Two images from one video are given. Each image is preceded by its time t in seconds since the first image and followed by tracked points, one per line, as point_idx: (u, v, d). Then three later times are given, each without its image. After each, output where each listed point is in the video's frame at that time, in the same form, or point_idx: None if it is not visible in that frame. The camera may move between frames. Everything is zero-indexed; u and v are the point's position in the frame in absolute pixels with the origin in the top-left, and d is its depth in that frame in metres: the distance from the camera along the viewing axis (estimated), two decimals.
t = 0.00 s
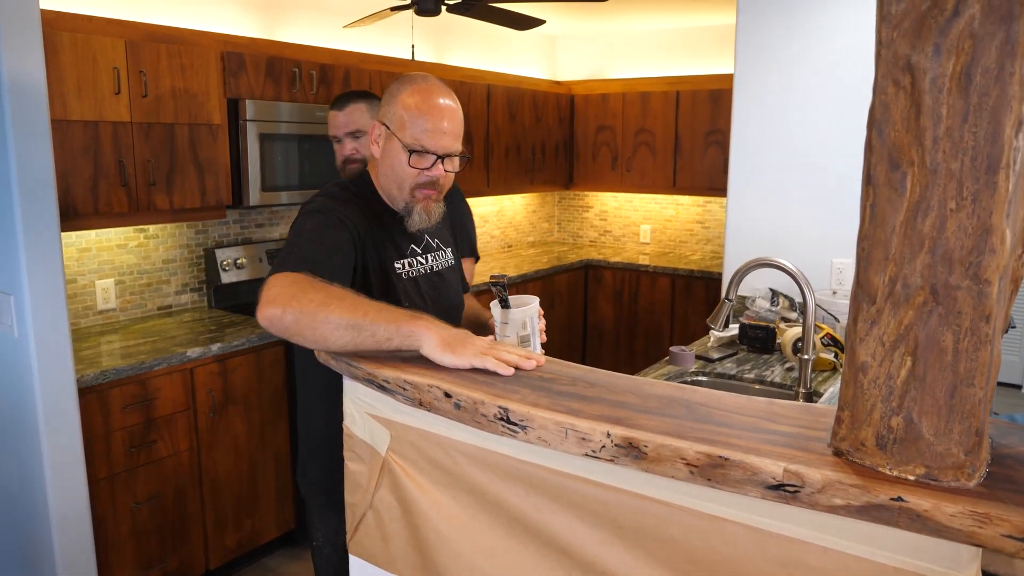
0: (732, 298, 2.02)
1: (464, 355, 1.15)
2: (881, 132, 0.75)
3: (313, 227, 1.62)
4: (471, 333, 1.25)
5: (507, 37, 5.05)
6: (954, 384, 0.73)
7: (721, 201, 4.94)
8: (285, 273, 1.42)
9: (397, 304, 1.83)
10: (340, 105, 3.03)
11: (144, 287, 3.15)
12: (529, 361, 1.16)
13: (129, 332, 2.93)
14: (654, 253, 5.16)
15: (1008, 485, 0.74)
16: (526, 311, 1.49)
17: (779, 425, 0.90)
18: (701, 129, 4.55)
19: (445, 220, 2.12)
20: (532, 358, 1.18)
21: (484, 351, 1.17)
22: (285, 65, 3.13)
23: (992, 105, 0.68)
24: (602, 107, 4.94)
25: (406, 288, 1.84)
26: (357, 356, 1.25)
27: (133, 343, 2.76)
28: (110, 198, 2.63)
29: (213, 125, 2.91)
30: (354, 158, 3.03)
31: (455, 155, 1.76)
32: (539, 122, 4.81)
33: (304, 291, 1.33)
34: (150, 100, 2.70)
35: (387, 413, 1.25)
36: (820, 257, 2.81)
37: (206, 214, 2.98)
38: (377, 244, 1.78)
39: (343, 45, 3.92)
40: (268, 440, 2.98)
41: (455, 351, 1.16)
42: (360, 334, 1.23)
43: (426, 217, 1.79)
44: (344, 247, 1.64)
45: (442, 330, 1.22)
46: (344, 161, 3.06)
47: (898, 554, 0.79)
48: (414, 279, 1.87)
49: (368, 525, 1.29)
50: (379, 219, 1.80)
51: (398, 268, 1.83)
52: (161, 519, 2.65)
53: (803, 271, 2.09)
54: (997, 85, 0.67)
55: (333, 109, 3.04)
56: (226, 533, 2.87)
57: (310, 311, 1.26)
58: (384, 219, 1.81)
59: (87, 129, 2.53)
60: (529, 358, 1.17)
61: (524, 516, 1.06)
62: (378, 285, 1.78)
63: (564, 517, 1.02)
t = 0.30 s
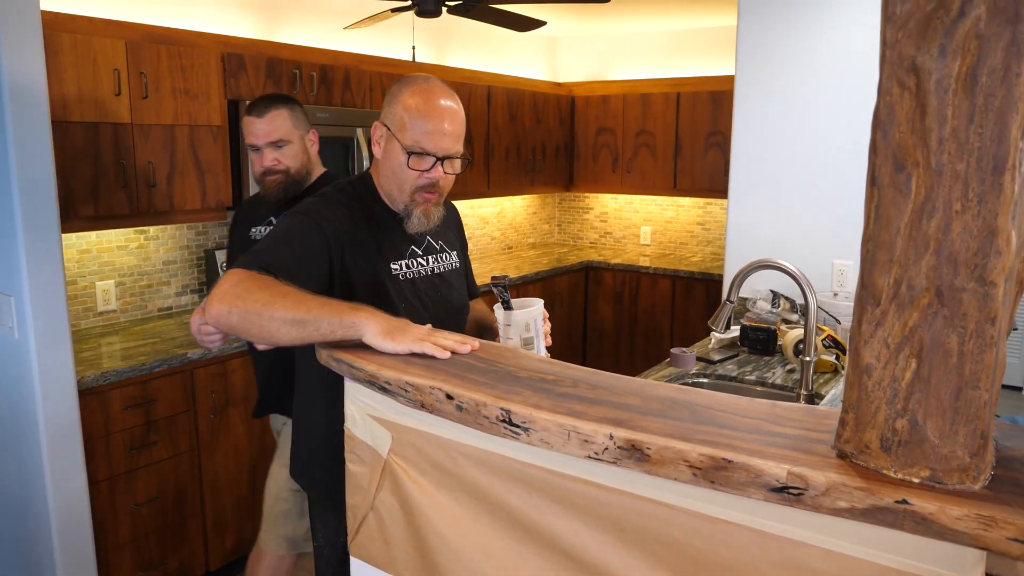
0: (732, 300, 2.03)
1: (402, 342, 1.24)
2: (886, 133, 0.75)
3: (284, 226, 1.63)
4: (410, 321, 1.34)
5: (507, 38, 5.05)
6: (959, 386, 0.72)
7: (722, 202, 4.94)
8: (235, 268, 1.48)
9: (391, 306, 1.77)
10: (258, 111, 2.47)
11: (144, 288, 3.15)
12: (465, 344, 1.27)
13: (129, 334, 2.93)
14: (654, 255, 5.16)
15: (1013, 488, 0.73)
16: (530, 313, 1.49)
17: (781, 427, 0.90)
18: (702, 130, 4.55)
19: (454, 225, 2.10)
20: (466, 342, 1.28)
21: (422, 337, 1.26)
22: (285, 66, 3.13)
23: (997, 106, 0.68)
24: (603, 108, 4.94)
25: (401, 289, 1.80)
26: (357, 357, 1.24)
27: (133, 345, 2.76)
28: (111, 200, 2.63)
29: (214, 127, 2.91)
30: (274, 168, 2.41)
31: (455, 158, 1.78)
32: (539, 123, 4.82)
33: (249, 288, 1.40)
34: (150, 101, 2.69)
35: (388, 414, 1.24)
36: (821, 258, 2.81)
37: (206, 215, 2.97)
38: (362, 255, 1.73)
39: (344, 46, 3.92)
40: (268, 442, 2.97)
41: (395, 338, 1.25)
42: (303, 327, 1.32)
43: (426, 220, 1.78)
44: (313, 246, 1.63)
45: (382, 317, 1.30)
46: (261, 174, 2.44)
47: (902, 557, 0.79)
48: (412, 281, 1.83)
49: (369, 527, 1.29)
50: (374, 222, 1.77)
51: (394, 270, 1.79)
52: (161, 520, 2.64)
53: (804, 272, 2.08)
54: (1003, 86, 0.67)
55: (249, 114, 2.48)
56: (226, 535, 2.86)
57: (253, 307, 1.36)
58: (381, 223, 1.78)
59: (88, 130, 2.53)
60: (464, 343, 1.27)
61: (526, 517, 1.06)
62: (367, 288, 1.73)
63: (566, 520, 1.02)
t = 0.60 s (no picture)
0: (733, 300, 2.02)
1: (400, 343, 1.22)
2: (889, 131, 0.75)
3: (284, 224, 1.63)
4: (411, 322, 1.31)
5: (507, 38, 5.05)
6: (962, 386, 0.72)
7: (722, 203, 4.93)
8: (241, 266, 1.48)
9: (393, 306, 1.76)
10: (167, 96, 1.92)
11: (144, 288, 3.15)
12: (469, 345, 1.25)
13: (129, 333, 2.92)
14: (654, 255, 5.15)
15: (1017, 488, 0.73)
16: (534, 313, 1.49)
17: (783, 427, 0.90)
18: (702, 131, 4.54)
19: (460, 225, 2.08)
20: (467, 343, 1.25)
21: (422, 338, 1.24)
22: (286, 65, 3.13)
23: (1002, 104, 0.67)
24: (603, 109, 4.94)
25: (404, 290, 1.79)
26: (357, 357, 1.24)
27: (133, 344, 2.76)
28: (110, 200, 2.62)
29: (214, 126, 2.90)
30: (193, 167, 1.90)
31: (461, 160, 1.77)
32: (539, 123, 4.81)
33: (249, 286, 1.38)
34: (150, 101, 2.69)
35: (388, 414, 1.24)
36: (822, 258, 2.81)
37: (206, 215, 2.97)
38: (362, 253, 1.72)
39: (345, 46, 3.92)
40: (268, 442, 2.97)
41: (394, 339, 1.23)
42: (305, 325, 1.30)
43: (429, 221, 1.78)
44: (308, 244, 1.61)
45: (383, 318, 1.28)
46: (173, 175, 1.92)
47: (904, 558, 0.78)
48: (415, 281, 1.82)
49: (369, 527, 1.29)
50: (379, 224, 1.77)
51: (398, 269, 1.78)
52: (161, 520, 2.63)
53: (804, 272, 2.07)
54: (1007, 84, 0.67)
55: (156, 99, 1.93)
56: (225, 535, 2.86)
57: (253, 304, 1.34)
58: (384, 225, 1.78)
59: (87, 130, 2.53)
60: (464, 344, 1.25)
61: (526, 518, 1.05)
62: (370, 289, 1.73)
63: (567, 520, 1.01)
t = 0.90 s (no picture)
0: (732, 301, 2.02)
1: (479, 371, 1.08)
2: (887, 131, 0.74)
3: (326, 226, 1.58)
4: (497, 345, 1.17)
5: (506, 41, 5.05)
6: (960, 387, 0.72)
7: (721, 204, 4.93)
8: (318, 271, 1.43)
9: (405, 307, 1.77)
10: (83, 80, 1.66)
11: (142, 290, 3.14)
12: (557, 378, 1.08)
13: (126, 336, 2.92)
14: (653, 257, 5.15)
15: (1015, 490, 0.73)
16: (535, 311, 1.48)
17: (781, 429, 0.89)
18: (701, 133, 4.54)
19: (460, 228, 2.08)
20: (556, 374, 1.09)
21: (504, 367, 1.09)
22: (284, 67, 3.12)
23: (999, 105, 0.67)
24: (602, 111, 4.94)
25: (414, 292, 1.79)
26: (354, 359, 1.23)
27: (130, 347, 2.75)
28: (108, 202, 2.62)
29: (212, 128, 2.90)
30: (114, 162, 1.65)
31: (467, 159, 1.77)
32: (538, 125, 4.81)
33: (334, 291, 1.29)
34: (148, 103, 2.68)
35: (385, 416, 1.23)
36: (821, 260, 2.80)
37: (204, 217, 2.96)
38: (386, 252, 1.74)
39: (344, 48, 3.92)
40: (266, 444, 2.96)
41: (473, 365, 1.09)
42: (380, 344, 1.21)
43: (437, 220, 1.78)
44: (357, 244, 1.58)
45: (466, 341, 1.14)
46: (88, 170, 1.65)
47: (902, 560, 0.78)
48: (423, 283, 1.82)
49: (366, 530, 1.28)
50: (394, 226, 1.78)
51: (407, 272, 1.78)
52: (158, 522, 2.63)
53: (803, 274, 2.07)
54: (1004, 84, 0.67)
55: (67, 82, 1.65)
56: (223, 537, 2.85)
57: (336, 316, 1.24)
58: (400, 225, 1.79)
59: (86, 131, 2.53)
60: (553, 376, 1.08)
61: (523, 521, 1.05)
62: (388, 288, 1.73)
63: (564, 523, 1.01)
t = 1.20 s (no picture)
0: (731, 304, 2.02)
1: (548, 382, 1.03)
2: (880, 135, 0.75)
3: (368, 230, 1.44)
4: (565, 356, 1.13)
5: (505, 44, 5.06)
6: (955, 390, 0.72)
7: (720, 207, 4.93)
8: (380, 275, 1.30)
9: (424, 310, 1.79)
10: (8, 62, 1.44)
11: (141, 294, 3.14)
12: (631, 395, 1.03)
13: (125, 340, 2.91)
14: (652, 260, 5.15)
15: (1009, 492, 0.73)
16: (538, 307, 1.48)
17: (777, 432, 0.89)
18: (700, 136, 4.55)
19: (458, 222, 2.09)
20: (626, 391, 1.03)
21: (573, 379, 1.05)
22: (283, 72, 3.12)
23: (992, 108, 0.67)
24: (601, 114, 4.95)
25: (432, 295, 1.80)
26: (352, 363, 1.23)
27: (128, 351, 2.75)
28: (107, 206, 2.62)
29: (211, 132, 2.91)
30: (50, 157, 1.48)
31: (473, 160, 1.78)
32: (537, 129, 4.82)
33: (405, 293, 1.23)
34: (147, 107, 2.69)
35: (383, 421, 1.23)
36: (820, 263, 2.81)
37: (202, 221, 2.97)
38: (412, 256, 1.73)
39: (342, 52, 3.92)
40: (265, 448, 2.96)
41: (541, 376, 1.04)
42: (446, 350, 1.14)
43: (448, 224, 1.79)
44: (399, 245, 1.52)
45: (535, 350, 1.10)
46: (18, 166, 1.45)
47: (898, 563, 0.78)
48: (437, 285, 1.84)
49: (364, 534, 1.28)
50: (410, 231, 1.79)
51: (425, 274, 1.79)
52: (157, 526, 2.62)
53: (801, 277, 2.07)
54: (996, 87, 0.67)
55: None
56: (222, 542, 2.85)
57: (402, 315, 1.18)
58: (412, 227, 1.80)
59: (84, 136, 2.53)
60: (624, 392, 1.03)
61: (521, 524, 1.05)
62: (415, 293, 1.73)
63: (562, 526, 1.01)
